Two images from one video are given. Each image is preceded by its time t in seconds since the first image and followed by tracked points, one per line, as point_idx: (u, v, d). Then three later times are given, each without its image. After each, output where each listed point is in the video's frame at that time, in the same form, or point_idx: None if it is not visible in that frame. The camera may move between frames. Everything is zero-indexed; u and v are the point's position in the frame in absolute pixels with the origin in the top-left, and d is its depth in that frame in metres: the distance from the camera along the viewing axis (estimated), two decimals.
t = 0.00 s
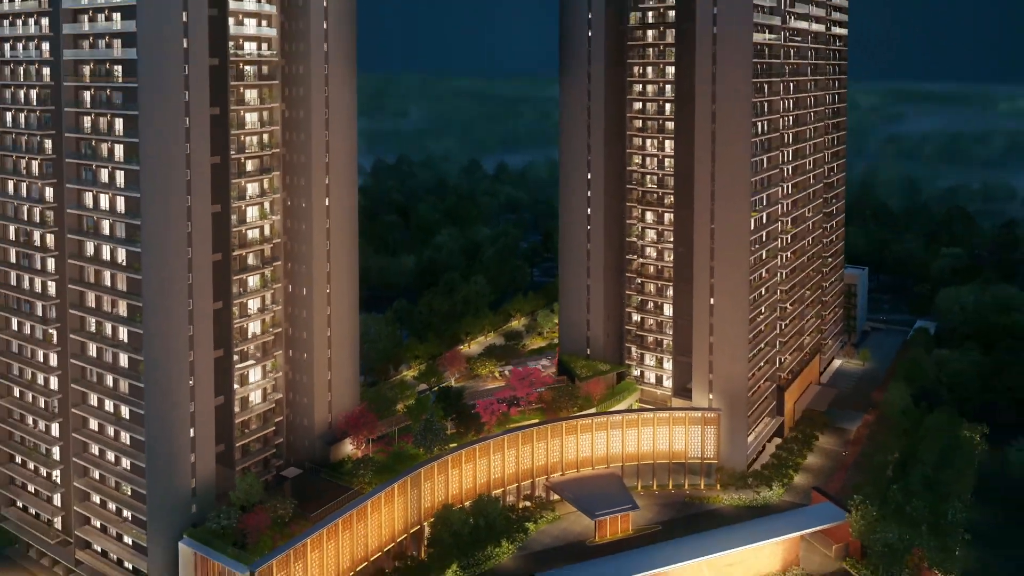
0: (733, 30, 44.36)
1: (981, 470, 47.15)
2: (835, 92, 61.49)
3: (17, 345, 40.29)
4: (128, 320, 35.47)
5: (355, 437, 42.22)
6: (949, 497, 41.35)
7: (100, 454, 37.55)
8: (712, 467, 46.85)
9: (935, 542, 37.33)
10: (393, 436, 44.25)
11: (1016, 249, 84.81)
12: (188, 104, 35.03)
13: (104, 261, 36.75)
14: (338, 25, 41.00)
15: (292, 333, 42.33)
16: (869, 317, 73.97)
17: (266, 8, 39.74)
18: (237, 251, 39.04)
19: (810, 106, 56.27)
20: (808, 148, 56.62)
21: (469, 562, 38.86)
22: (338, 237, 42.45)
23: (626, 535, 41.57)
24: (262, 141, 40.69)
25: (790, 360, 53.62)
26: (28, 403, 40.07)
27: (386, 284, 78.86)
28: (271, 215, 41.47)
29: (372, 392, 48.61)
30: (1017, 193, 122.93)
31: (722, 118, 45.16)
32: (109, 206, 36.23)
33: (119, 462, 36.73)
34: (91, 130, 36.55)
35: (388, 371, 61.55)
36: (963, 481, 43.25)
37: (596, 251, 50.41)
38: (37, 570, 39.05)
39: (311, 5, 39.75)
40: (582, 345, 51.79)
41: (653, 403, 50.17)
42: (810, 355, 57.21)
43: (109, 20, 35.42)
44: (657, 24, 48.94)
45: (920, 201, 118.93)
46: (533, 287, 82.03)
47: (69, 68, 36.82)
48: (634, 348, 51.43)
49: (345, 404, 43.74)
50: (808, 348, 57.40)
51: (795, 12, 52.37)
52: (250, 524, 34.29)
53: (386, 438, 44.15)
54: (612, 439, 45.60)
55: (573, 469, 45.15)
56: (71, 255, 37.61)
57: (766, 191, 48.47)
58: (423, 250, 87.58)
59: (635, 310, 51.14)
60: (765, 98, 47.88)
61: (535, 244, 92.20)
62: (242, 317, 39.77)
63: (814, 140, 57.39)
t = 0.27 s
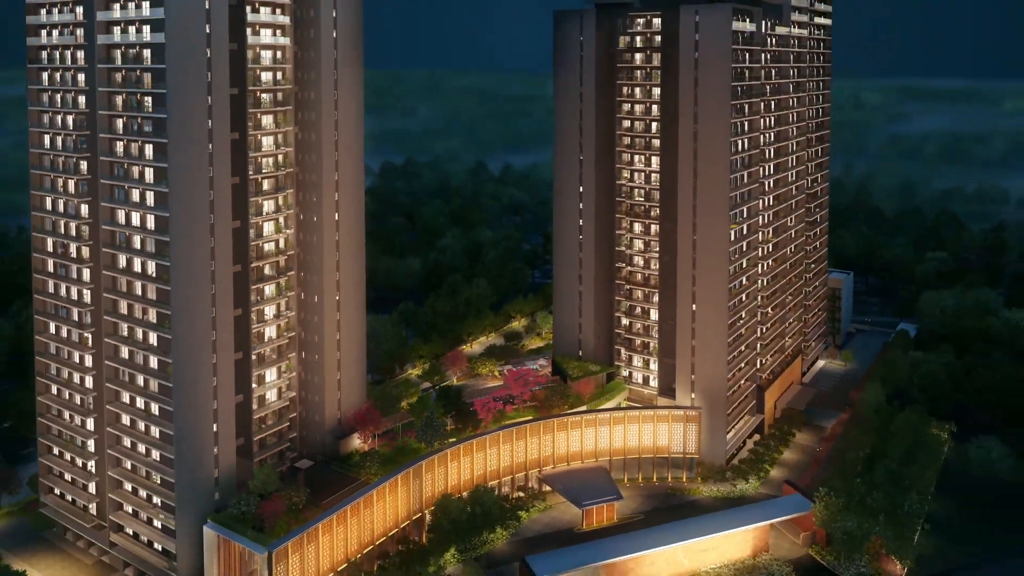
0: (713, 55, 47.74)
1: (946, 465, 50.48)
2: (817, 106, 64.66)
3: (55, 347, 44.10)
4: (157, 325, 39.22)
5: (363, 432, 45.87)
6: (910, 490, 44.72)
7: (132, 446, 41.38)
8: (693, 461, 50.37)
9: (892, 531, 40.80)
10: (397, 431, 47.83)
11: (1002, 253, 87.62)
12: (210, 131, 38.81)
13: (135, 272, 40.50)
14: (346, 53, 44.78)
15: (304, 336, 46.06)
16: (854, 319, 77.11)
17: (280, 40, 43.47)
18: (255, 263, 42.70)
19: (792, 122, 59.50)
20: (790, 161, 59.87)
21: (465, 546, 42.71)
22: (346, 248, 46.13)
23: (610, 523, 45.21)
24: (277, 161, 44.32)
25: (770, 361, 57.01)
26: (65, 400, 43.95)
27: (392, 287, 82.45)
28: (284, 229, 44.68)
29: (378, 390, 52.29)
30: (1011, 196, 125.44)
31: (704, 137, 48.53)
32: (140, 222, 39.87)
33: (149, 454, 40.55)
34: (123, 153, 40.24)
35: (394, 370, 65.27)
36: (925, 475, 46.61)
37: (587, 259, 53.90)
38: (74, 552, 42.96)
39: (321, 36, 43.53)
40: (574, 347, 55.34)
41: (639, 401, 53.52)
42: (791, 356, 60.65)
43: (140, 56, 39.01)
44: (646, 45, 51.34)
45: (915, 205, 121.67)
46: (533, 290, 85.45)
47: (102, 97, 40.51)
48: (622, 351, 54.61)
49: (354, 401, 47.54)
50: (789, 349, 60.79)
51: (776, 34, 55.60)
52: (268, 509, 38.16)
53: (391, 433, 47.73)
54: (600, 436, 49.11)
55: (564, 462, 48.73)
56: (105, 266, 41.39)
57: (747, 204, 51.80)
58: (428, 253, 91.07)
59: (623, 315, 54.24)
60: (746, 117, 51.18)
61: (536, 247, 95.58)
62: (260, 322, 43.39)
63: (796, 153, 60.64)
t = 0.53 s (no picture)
0: (698, 75, 50.63)
1: (918, 461, 53.50)
2: (804, 118, 67.53)
3: (82, 348, 47.47)
4: (178, 329, 42.50)
5: (368, 428, 49.06)
6: (881, 484, 47.77)
7: (154, 440, 44.67)
8: (680, 457, 53.31)
9: (860, 522, 43.91)
10: (400, 428, 50.97)
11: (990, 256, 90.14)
12: (227, 151, 42.09)
13: (158, 279, 43.81)
14: (353, 75, 47.86)
15: (313, 338, 49.27)
16: (842, 321, 79.92)
17: (291, 64, 46.68)
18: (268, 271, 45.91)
19: (778, 134, 62.34)
20: (776, 171, 62.73)
21: (465, 534, 45.65)
22: (353, 256, 49.30)
23: (599, 514, 48.44)
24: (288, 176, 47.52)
25: (756, 362, 59.90)
26: (92, 397, 47.37)
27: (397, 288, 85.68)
28: (294, 239, 47.70)
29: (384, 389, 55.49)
30: (1006, 198, 127.69)
31: (690, 153, 51.49)
32: (162, 234, 43.18)
33: (170, 447, 43.84)
34: (147, 170, 43.52)
35: (399, 369, 68.59)
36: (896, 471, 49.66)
37: (581, 265, 57.01)
38: (101, 537, 46.38)
39: (330, 59, 46.66)
40: (569, 348, 58.48)
41: (630, 401, 56.34)
42: (777, 357, 63.56)
43: (162, 81, 42.27)
44: (637, 64, 54.23)
45: (910, 208, 124.21)
46: (533, 291, 88.47)
47: (128, 119, 43.89)
48: (614, 352, 57.62)
49: (359, 398, 50.64)
50: (775, 351, 63.72)
51: (761, 52, 58.50)
52: (281, 499, 41.33)
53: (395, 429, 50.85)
54: (592, 433, 52.17)
55: (558, 457, 51.85)
56: (130, 273, 44.73)
57: (732, 215, 54.72)
58: (432, 255, 94.26)
59: (615, 318, 57.21)
60: (731, 133, 54.09)
61: (536, 250, 98.56)
62: (273, 325, 46.57)
63: (782, 164, 63.51)
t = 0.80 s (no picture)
0: (683, 95, 54.06)
1: (890, 457, 56.94)
2: (789, 130, 70.76)
3: (110, 349, 51.39)
4: (200, 333, 46.32)
5: (374, 424, 52.63)
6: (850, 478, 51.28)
7: (177, 434, 48.50)
8: (666, 452, 56.82)
9: (829, 513, 47.42)
10: (404, 425, 54.46)
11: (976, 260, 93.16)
12: (245, 169, 45.88)
13: (181, 287, 47.62)
14: (360, 96, 51.50)
15: (324, 340, 52.97)
16: (830, 322, 83.19)
17: (302, 87, 50.34)
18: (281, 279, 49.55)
19: (762, 146, 65.63)
20: (761, 182, 66.03)
21: (463, 522, 49.34)
22: (360, 263, 52.97)
23: (589, 505, 52.04)
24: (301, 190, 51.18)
25: (740, 363, 63.28)
26: (120, 394, 51.28)
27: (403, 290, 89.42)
28: (305, 248, 51.35)
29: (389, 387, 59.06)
30: (1000, 201, 130.34)
31: (675, 168, 54.95)
32: (185, 245, 46.98)
33: (193, 441, 47.68)
34: (170, 186, 47.32)
35: (404, 367, 72.23)
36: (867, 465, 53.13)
37: (574, 271, 60.59)
38: (129, 524, 50.34)
39: (338, 82, 50.26)
40: (564, 348, 62.05)
41: (620, 399, 59.79)
42: (762, 358, 66.94)
43: (185, 105, 46.06)
44: (626, 83, 57.71)
45: (904, 211, 127.04)
46: (534, 292, 92.04)
47: (153, 139, 47.70)
48: (606, 353, 61.01)
49: (366, 395, 54.28)
50: (760, 352, 67.11)
51: (746, 70, 61.83)
52: (295, 488, 45.04)
53: (399, 425, 54.36)
54: (583, 429, 55.82)
55: (551, 451, 55.51)
56: (155, 281, 48.57)
57: (715, 224, 58.12)
58: (436, 258, 97.96)
59: (607, 321, 60.59)
60: (715, 147, 57.46)
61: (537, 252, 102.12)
62: (286, 329, 50.29)
63: (767, 175, 66.81)
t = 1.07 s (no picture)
0: (670, 112, 57.57)
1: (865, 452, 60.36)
2: (776, 141, 74.03)
3: (135, 350, 55.31)
4: (219, 335, 50.20)
5: (379, 420, 56.35)
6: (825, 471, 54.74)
7: (197, 428, 52.34)
8: (653, 447, 60.50)
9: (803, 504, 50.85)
10: (408, 421, 58.12)
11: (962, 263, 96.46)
12: (260, 184, 49.69)
13: (200, 293, 51.41)
14: (366, 114, 55.16)
15: (333, 341, 56.63)
16: (818, 324, 86.56)
17: (312, 106, 53.71)
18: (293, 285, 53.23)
19: (749, 158, 68.88)
20: (748, 191, 69.33)
21: (462, 511, 53.26)
22: (367, 270, 56.63)
23: (581, 496, 55.75)
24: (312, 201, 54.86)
25: (726, 363, 66.71)
26: (143, 391, 55.19)
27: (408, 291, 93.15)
28: (315, 256, 54.82)
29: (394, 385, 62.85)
30: (992, 204, 133.47)
31: (662, 180, 58.44)
32: (204, 254, 50.76)
33: (211, 435, 51.54)
34: (191, 199, 51.06)
35: (408, 366, 75.94)
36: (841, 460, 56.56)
37: (569, 276, 64.15)
38: (152, 512, 54.25)
39: (347, 101, 53.95)
40: (559, 349, 65.63)
41: (612, 397, 63.34)
42: (748, 358, 70.37)
43: (205, 125, 49.86)
44: (618, 99, 60.87)
45: (897, 215, 130.11)
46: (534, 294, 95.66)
47: (176, 156, 51.49)
48: (599, 354, 64.42)
49: (372, 393, 57.90)
50: (746, 353, 70.54)
51: (733, 85, 64.91)
52: (306, 478, 48.82)
53: (403, 422, 58.06)
54: (576, 425, 59.38)
55: (546, 446, 59.14)
56: (176, 287, 52.38)
57: (702, 233, 61.53)
58: (440, 261, 101.71)
59: (600, 324, 63.93)
60: (701, 161, 60.82)
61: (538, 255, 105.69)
62: (298, 332, 53.82)
63: (754, 185, 70.07)
